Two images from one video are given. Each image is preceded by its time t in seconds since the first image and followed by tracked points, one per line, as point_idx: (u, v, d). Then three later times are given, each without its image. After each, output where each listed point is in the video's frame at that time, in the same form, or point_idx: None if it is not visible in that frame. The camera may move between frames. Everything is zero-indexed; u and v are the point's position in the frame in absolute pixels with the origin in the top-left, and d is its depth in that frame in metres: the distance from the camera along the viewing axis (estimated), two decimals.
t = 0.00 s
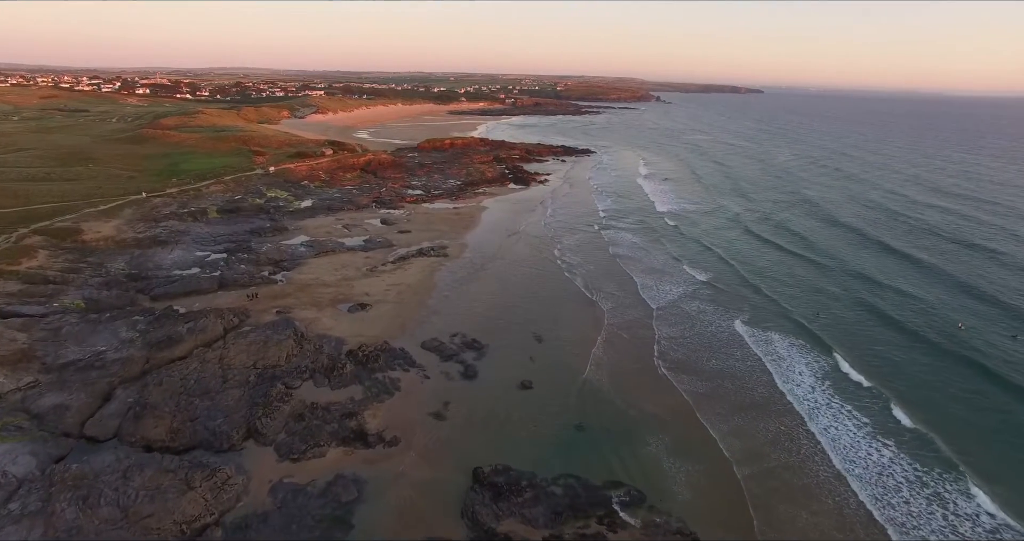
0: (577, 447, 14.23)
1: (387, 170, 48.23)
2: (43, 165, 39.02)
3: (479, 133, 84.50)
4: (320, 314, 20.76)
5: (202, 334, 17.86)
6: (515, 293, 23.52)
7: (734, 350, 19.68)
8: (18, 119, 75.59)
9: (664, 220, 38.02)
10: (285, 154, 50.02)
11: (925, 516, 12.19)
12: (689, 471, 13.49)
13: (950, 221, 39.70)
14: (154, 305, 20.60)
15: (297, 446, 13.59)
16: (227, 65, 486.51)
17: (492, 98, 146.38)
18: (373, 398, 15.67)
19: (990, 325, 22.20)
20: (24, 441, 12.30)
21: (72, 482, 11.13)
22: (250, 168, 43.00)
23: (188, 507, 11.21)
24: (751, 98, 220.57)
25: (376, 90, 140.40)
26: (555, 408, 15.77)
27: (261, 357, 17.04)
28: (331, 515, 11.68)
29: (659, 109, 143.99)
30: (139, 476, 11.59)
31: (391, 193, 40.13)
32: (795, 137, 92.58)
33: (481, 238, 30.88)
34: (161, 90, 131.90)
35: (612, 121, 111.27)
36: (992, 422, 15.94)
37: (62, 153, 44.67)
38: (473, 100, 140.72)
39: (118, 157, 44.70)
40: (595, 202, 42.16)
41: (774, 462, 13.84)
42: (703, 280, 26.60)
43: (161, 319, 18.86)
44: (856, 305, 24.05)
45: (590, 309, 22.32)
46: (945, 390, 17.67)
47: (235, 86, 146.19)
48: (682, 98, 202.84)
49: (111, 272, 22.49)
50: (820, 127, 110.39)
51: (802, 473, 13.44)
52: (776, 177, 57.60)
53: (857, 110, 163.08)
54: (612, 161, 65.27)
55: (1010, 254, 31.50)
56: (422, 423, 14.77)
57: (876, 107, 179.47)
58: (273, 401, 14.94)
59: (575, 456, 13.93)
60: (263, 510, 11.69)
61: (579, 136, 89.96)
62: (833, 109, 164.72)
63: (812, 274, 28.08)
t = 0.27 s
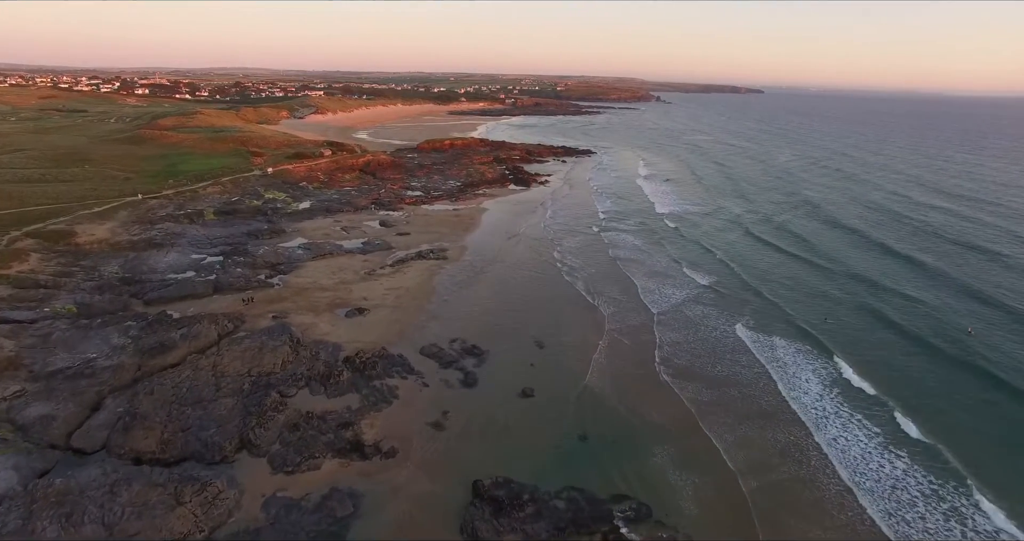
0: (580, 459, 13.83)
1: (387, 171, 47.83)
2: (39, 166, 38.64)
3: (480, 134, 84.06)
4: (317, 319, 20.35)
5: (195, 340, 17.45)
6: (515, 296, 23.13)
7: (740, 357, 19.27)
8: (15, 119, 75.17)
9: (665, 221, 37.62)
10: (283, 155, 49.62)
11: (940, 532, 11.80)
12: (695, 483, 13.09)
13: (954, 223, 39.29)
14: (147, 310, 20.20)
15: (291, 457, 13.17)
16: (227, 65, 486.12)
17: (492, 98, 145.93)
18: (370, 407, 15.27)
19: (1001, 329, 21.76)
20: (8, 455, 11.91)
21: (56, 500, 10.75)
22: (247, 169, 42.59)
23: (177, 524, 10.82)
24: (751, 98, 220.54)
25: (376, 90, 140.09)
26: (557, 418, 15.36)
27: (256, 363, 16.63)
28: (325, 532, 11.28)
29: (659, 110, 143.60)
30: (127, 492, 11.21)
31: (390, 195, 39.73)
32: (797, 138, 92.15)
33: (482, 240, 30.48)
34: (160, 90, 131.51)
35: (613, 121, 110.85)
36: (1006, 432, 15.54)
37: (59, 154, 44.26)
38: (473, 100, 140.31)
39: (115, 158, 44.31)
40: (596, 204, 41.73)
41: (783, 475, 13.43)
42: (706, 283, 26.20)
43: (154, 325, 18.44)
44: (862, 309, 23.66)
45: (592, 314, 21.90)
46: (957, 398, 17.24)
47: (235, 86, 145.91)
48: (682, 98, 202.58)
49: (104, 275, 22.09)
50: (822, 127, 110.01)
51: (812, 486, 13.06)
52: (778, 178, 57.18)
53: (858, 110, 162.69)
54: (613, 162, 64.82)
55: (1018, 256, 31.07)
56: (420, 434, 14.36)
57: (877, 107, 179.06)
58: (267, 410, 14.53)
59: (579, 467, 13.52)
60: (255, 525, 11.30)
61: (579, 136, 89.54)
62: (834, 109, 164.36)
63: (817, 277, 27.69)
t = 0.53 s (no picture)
0: (583, 469, 13.48)
1: (386, 171, 47.48)
2: (36, 167, 38.32)
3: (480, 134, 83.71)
4: (314, 323, 19.98)
5: (189, 346, 17.07)
6: (516, 300, 22.76)
7: (746, 362, 18.91)
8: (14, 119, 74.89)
9: (667, 223, 37.26)
10: (282, 155, 49.22)
11: None
12: (701, 495, 12.73)
13: (959, 224, 38.91)
14: (141, 314, 19.86)
15: (286, 468, 12.81)
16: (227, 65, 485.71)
17: (492, 98, 145.57)
18: (367, 415, 14.90)
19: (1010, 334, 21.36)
20: None
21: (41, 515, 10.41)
22: (246, 170, 42.26)
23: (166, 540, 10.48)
24: (751, 98, 220.15)
25: (376, 90, 139.78)
26: (559, 426, 15.01)
27: (251, 370, 16.26)
28: None
29: (660, 110, 143.19)
30: (115, 506, 10.86)
31: (389, 196, 39.35)
32: (799, 138, 91.78)
33: (482, 242, 30.13)
34: (159, 90, 131.22)
35: (613, 122, 110.45)
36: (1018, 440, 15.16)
37: (56, 154, 43.95)
38: (473, 101, 139.89)
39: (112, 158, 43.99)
40: (597, 205, 41.37)
41: (791, 486, 13.07)
42: (710, 286, 25.84)
43: (147, 330, 18.06)
44: (868, 313, 23.31)
45: (594, 319, 21.54)
46: (967, 405, 16.87)
47: (234, 86, 145.64)
48: (683, 99, 202.21)
49: (98, 278, 21.75)
50: (823, 127, 109.65)
51: (821, 498, 12.70)
52: (780, 179, 56.82)
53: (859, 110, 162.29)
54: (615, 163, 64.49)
55: None
56: (419, 444, 14.01)
57: (878, 107, 178.70)
58: (262, 418, 14.16)
59: (581, 478, 13.18)
60: None
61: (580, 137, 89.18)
62: (835, 109, 164.00)
63: (821, 279, 27.32)
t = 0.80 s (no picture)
0: (586, 482, 13.08)
1: (385, 172, 47.09)
2: (31, 167, 37.91)
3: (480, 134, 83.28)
4: (311, 328, 19.55)
5: (182, 353, 16.61)
6: (517, 304, 22.38)
7: (751, 369, 18.52)
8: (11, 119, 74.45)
9: (669, 225, 36.88)
10: (280, 156, 48.79)
11: None
12: (708, 509, 12.33)
13: (964, 226, 38.50)
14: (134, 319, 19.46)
15: (279, 481, 12.40)
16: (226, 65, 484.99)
17: (492, 98, 145.15)
18: (364, 424, 14.50)
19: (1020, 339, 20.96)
20: None
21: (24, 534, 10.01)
22: (243, 171, 41.84)
23: None
24: (752, 98, 219.75)
25: (376, 90, 139.36)
26: (561, 437, 14.62)
27: (245, 377, 15.84)
28: None
29: (660, 110, 142.79)
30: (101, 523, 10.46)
31: (389, 197, 38.94)
32: (800, 138, 91.40)
33: (482, 244, 29.73)
34: (159, 90, 130.80)
35: (614, 122, 110.00)
36: None
37: (53, 155, 43.56)
38: (472, 101, 139.09)
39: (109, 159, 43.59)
40: (598, 206, 40.99)
41: (801, 499, 12.67)
42: (713, 290, 25.45)
43: (139, 336, 17.62)
44: (874, 317, 22.93)
45: (596, 323, 21.12)
46: (978, 414, 16.47)
47: (234, 86, 145.26)
48: (683, 99, 201.81)
49: (90, 282, 21.34)
50: (824, 127, 109.27)
51: (831, 512, 12.31)
52: (782, 180, 56.44)
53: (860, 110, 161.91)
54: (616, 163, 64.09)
55: None
56: (417, 456, 13.61)
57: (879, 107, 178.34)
58: (255, 428, 13.75)
59: (584, 492, 12.78)
60: None
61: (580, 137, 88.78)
62: (835, 109, 163.62)
63: (826, 282, 26.94)
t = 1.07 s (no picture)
0: (589, 496, 12.68)
1: (385, 173, 46.70)
2: (27, 168, 37.51)
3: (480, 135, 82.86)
4: (307, 334, 19.13)
5: (175, 360, 16.18)
6: (517, 308, 21.97)
7: (758, 376, 18.10)
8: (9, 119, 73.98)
9: (671, 226, 36.47)
10: (279, 157, 48.38)
11: None
12: (715, 524, 11.94)
13: (969, 228, 38.08)
14: (127, 324, 19.05)
15: (272, 495, 11.99)
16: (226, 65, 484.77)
17: (493, 98, 144.75)
18: (360, 435, 14.08)
19: None
20: None
21: None
22: (241, 172, 41.44)
23: None
24: (752, 98, 219.42)
25: (376, 90, 138.96)
26: (563, 448, 14.21)
27: (238, 385, 15.42)
28: None
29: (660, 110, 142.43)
30: None
31: (388, 199, 38.52)
32: (802, 139, 91.01)
33: (482, 247, 29.34)
34: (158, 90, 130.37)
35: (614, 122, 109.58)
36: None
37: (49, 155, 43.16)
38: (472, 101, 138.70)
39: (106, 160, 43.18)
40: (599, 208, 40.59)
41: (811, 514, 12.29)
42: (717, 294, 25.05)
43: (131, 342, 17.18)
44: (881, 322, 22.52)
45: (599, 329, 20.71)
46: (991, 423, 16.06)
47: (234, 86, 144.86)
48: (683, 99, 201.52)
49: (83, 286, 20.94)
50: (825, 127, 108.88)
51: (842, 529, 11.93)
52: (785, 181, 56.05)
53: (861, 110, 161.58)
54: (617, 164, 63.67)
55: None
56: (414, 468, 13.21)
57: (880, 107, 178.00)
58: (248, 439, 13.33)
59: (587, 506, 12.38)
60: None
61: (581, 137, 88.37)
62: (836, 109, 163.21)
63: (831, 286, 26.55)
